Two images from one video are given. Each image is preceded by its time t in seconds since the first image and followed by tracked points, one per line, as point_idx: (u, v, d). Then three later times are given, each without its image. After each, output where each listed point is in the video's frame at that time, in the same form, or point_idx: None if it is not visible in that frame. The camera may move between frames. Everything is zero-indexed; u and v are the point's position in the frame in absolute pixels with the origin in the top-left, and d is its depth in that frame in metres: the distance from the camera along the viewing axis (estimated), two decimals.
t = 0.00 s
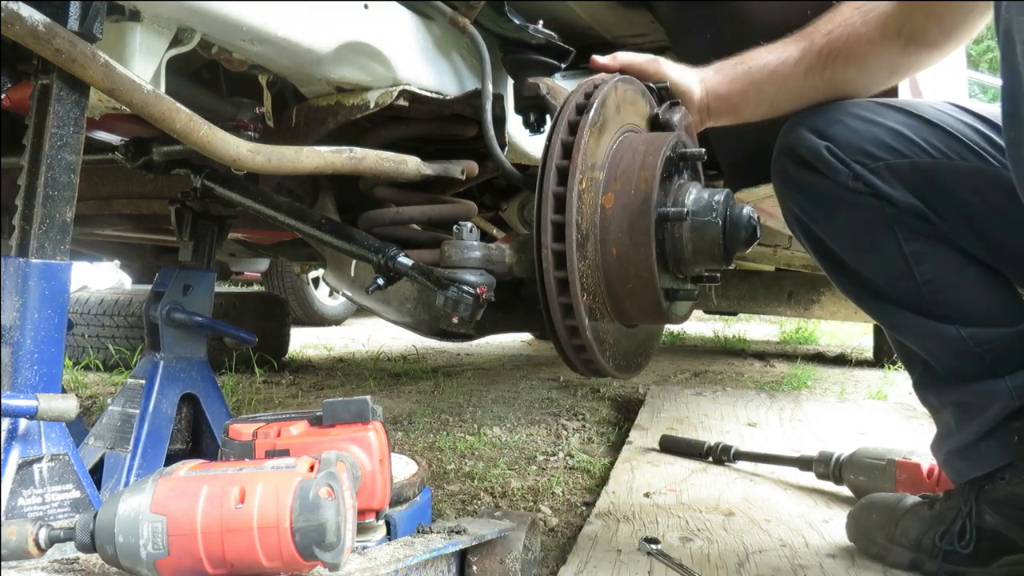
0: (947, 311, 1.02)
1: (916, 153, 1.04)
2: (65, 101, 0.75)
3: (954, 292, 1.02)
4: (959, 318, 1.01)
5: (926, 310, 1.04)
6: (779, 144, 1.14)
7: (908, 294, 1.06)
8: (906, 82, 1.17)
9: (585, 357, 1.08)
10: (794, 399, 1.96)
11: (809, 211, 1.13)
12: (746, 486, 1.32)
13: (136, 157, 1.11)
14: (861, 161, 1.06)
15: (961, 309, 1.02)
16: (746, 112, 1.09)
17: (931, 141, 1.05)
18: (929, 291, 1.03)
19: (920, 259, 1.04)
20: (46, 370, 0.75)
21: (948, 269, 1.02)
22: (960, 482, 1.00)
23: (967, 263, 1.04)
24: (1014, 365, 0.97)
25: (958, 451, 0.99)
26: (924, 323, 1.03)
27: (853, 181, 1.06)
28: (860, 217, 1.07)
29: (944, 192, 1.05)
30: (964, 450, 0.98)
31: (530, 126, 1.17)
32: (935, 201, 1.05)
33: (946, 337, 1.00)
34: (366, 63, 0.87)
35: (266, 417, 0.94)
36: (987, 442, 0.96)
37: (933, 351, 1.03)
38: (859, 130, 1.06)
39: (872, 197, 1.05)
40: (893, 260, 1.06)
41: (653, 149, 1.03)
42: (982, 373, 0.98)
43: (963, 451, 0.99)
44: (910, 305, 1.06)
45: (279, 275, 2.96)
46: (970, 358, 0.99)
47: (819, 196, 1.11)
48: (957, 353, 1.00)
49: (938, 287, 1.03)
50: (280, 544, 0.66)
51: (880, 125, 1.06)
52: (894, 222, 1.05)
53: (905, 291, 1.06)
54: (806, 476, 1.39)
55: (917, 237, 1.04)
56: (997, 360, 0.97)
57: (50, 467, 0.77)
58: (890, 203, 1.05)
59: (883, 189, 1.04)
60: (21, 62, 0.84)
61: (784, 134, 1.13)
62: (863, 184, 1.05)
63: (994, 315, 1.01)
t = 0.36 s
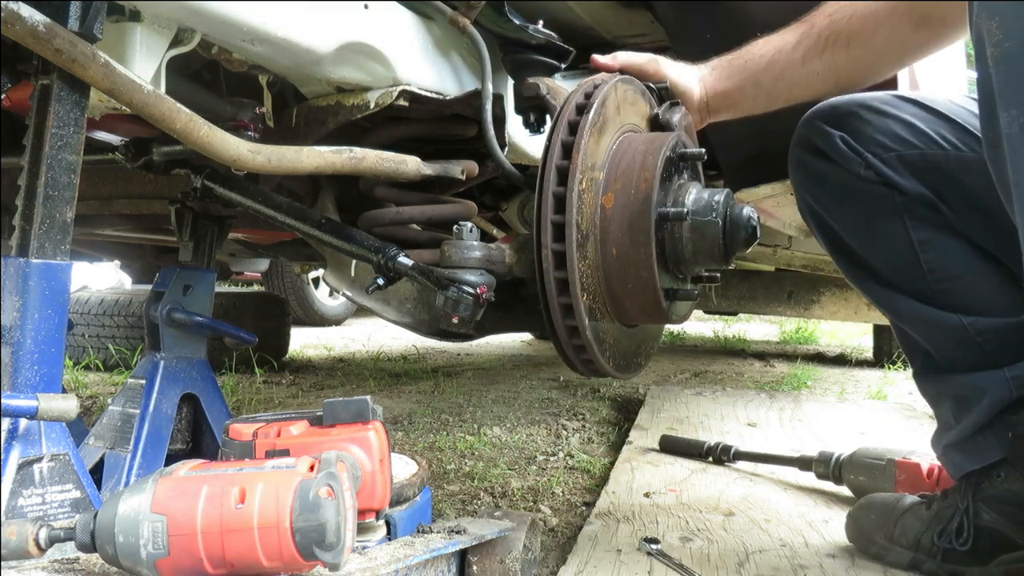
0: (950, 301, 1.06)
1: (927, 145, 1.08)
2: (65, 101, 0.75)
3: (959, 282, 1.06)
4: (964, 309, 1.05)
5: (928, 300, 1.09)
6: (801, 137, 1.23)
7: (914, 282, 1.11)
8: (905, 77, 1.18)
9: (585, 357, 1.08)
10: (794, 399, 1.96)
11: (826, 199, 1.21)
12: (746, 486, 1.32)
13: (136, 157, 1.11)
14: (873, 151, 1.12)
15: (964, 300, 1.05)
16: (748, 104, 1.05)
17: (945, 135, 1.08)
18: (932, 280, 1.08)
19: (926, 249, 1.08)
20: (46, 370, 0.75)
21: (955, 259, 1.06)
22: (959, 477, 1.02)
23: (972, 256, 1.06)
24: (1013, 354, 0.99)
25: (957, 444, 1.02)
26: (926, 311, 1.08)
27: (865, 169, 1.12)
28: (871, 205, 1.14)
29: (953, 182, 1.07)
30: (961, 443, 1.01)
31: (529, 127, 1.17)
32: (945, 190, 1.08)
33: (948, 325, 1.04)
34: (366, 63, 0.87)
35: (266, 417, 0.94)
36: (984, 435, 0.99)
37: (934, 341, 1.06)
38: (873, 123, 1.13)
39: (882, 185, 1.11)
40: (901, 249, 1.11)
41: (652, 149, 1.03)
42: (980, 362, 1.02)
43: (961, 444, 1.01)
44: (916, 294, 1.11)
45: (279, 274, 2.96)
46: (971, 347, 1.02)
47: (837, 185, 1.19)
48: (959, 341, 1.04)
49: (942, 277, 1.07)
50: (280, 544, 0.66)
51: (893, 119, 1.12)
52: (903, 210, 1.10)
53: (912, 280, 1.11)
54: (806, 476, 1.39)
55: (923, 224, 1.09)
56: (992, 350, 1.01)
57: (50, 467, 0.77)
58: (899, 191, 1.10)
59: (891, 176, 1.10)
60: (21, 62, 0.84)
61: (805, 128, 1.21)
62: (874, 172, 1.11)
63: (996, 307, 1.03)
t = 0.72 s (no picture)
0: (957, 297, 1.07)
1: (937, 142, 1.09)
2: (65, 101, 0.75)
3: (966, 277, 1.07)
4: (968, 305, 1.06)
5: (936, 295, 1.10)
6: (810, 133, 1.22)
7: (922, 278, 1.12)
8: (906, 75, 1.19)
9: (585, 357, 1.08)
10: (794, 399, 1.96)
11: (834, 194, 1.21)
12: (746, 486, 1.32)
13: (136, 157, 1.11)
14: (885, 147, 1.13)
15: (971, 296, 1.06)
16: (748, 102, 1.06)
17: (955, 133, 1.09)
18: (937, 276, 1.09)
19: (934, 244, 1.09)
20: (46, 370, 0.75)
21: (961, 255, 1.07)
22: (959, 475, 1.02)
23: (982, 251, 1.07)
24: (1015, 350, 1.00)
25: (958, 441, 1.02)
26: (934, 307, 1.08)
27: (877, 165, 1.12)
28: (880, 200, 1.14)
29: (961, 175, 1.08)
30: (962, 440, 1.02)
31: (529, 127, 1.17)
32: (952, 183, 1.09)
33: (954, 321, 1.05)
34: (367, 63, 0.87)
35: (266, 417, 0.94)
36: (986, 433, 1.00)
37: (939, 337, 1.08)
38: (885, 120, 1.14)
39: (893, 181, 1.12)
40: (909, 244, 1.12)
41: (653, 149, 1.03)
42: (985, 359, 1.02)
43: (962, 441, 1.02)
44: (923, 289, 1.12)
45: (279, 274, 2.95)
46: (976, 342, 1.03)
47: (846, 181, 1.18)
48: (964, 337, 1.04)
49: (948, 273, 1.08)
50: (280, 544, 0.66)
51: (905, 116, 1.13)
52: (913, 206, 1.11)
53: (920, 275, 1.12)
54: (806, 476, 1.39)
55: (932, 220, 1.10)
56: (998, 346, 1.02)
57: (50, 467, 0.77)
58: (909, 186, 1.11)
59: (901, 172, 1.11)
60: (21, 62, 0.84)
61: (815, 124, 1.21)
62: (885, 169, 1.12)
63: (999, 303, 1.04)
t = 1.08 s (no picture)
0: (955, 297, 1.07)
1: (936, 141, 1.09)
2: (65, 101, 0.75)
3: (964, 278, 1.06)
4: (968, 305, 1.06)
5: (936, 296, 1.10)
6: (807, 132, 1.23)
7: (921, 279, 1.12)
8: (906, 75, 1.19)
9: (585, 357, 1.08)
10: (794, 399, 1.96)
11: (832, 194, 1.21)
12: (746, 486, 1.32)
13: (136, 157, 1.11)
14: (882, 148, 1.13)
15: (970, 296, 1.06)
16: (748, 102, 1.06)
17: (953, 131, 1.09)
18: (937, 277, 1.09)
19: (933, 245, 1.09)
20: (46, 370, 0.75)
21: (960, 255, 1.07)
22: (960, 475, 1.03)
23: (978, 253, 1.07)
24: (1015, 351, 1.00)
25: (958, 442, 1.02)
26: (934, 308, 1.08)
27: (875, 166, 1.13)
28: (878, 201, 1.14)
29: (960, 176, 1.08)
30: (963, 441, 1.02)
31: (529, 127, 1.17)
32: (949, 184, 1.09)
33: (953, 321, 1.05)
34: (367, 63, 0.87)
35: (266, 417, 0.94)
36: (987, 433, 1.00)
37: (938, 338, 1.08)
38: (881, 120, 1.14)
39: (891, 181, 1.12)
40: (909, 245, 1.12)
41: (653, 149, 1.03)
42: (984, 359, 1.02)
43: (962, 442, 1.02)
44: (923, 290, 1.12)
45: (279, 275, 2.95)
46: (975, 343, 1.03)
47: (844, 181, 1.19)
48: (963, 337, 1.04)
49: (947, 273, 1.08)
50: (280, 544, 0.66)
51: (902, 116, 1.13)
52: (912, 206, 1.11)
53: (919, 276, 1.12)
54: (806, 476, 1.39)
55: (930, 221, 1.10)
56: (998, 348, 1.01)
57: (50, 467, 0.77)
58: (908, 187, 1.11)
59: (899, 173, 1.11)
60: (21, 62, 0.84)
61: (812, 123, 1.21)
62: (883, 169, 1.12)
63: (998, 304, 1.04)
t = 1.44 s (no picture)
0: (955, 299, 1.07)
1: (933, 142, 1.10)
2: (65, 101, 0.75)
3: (964, 279, 1.06)
4: (967, 307, 1.06)
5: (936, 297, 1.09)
6: (805, 134, 1.23)
7: (920, 280, 1.12)
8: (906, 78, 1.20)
9: (585, 357, 1.08)
10: (794, 399, 1.96)
11: (830, 196, 1.22)
12: (746, 486, 1.32)
13: (136, 156, 1.11)
14: (880, 148, 1.13)
15: (969, 297, 1.06)
16: (748, 105, 1.06)
17: (951, 133, 1.10)
18: (937, 279, 1.09)
19: (932, 247, 1.09)
20: (46, 370, 0.75)
21: (959, 256, 1.07)
22: (960, 476, 1.03)
23: (978, 254, 1.07)
24: (1015, 353, 1.00)
25: (958, 443, 1.03)
26: (934, 309, 1.08)
27: (872, 167, 1.13)
28: (877, 202, 1.15)
29: (959, 177, 1.08)
30: (963, 441, 1.02)
31: (529, 127, 1.18)
32: (948, 186, 1.09)
33: (953, 323, 1.05)
34: (367, 64, 0.87)
35: (267, 417, 0.94)
36: (987, 434, 1.00)
37: (937, 339, 1.08)
38: (879, 122, 1.15)
39: (888, 182, 1.12)
40: (909, 246, 1.12)
41: (653, 149, 1.03)
42: (984, 360, 1.02)
43: (962, 443, 1.02)
44: (922, 291, 1.12)
45: (279, 275, 2.95)
46: (975, 344, 1.03)
47: (842, 183, 1.20)
48: (963, 339, 1.04)
49: (946, 274, 1.08)
50: (280, 544, 0.66)
51: (898, 117, 1.14)
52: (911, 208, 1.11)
53: (919, 278, 1.12)
54: (806, 476, 1.39)
55: (929, 223, 1.10)
56: (997, 349, 1.01)
57: (50, 467, 0.77)
58: (907, 188, 1.11)
59: (898, 173, 1.11)
60: (21, 62, 0.84)
61: (811, 124, 1.22)
62: (880, 170, 1.12)
63: (999, 305, 1.03)
